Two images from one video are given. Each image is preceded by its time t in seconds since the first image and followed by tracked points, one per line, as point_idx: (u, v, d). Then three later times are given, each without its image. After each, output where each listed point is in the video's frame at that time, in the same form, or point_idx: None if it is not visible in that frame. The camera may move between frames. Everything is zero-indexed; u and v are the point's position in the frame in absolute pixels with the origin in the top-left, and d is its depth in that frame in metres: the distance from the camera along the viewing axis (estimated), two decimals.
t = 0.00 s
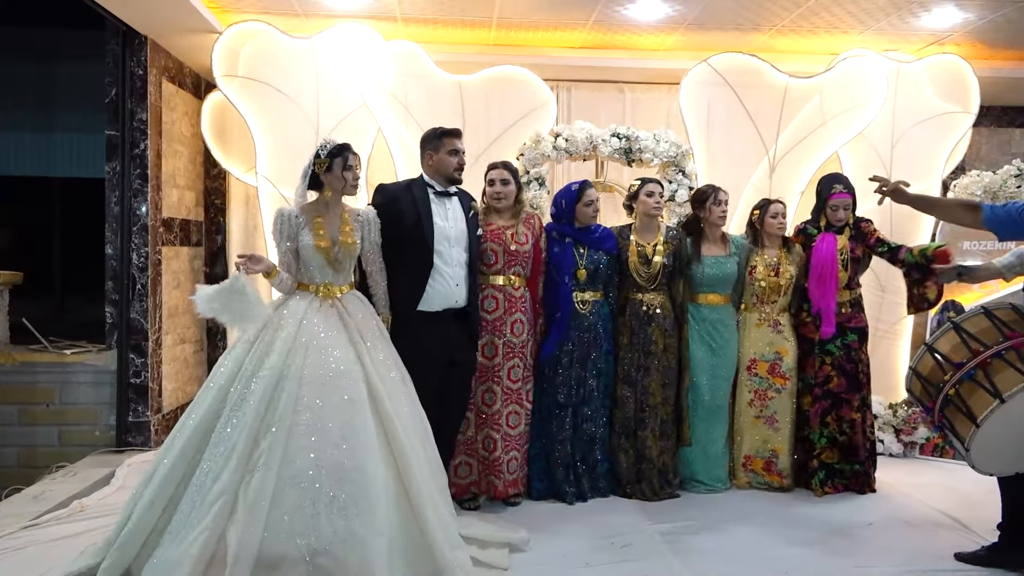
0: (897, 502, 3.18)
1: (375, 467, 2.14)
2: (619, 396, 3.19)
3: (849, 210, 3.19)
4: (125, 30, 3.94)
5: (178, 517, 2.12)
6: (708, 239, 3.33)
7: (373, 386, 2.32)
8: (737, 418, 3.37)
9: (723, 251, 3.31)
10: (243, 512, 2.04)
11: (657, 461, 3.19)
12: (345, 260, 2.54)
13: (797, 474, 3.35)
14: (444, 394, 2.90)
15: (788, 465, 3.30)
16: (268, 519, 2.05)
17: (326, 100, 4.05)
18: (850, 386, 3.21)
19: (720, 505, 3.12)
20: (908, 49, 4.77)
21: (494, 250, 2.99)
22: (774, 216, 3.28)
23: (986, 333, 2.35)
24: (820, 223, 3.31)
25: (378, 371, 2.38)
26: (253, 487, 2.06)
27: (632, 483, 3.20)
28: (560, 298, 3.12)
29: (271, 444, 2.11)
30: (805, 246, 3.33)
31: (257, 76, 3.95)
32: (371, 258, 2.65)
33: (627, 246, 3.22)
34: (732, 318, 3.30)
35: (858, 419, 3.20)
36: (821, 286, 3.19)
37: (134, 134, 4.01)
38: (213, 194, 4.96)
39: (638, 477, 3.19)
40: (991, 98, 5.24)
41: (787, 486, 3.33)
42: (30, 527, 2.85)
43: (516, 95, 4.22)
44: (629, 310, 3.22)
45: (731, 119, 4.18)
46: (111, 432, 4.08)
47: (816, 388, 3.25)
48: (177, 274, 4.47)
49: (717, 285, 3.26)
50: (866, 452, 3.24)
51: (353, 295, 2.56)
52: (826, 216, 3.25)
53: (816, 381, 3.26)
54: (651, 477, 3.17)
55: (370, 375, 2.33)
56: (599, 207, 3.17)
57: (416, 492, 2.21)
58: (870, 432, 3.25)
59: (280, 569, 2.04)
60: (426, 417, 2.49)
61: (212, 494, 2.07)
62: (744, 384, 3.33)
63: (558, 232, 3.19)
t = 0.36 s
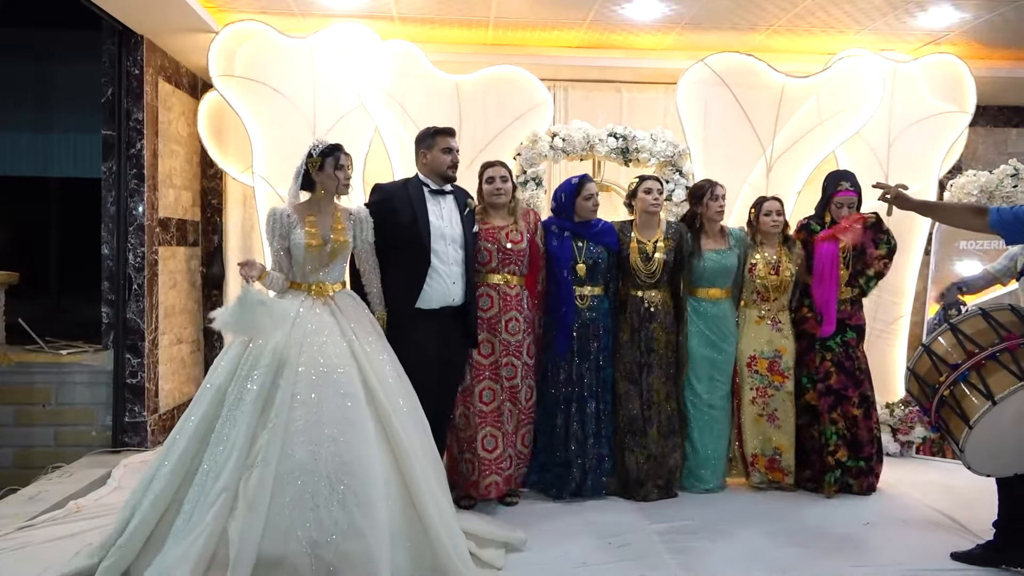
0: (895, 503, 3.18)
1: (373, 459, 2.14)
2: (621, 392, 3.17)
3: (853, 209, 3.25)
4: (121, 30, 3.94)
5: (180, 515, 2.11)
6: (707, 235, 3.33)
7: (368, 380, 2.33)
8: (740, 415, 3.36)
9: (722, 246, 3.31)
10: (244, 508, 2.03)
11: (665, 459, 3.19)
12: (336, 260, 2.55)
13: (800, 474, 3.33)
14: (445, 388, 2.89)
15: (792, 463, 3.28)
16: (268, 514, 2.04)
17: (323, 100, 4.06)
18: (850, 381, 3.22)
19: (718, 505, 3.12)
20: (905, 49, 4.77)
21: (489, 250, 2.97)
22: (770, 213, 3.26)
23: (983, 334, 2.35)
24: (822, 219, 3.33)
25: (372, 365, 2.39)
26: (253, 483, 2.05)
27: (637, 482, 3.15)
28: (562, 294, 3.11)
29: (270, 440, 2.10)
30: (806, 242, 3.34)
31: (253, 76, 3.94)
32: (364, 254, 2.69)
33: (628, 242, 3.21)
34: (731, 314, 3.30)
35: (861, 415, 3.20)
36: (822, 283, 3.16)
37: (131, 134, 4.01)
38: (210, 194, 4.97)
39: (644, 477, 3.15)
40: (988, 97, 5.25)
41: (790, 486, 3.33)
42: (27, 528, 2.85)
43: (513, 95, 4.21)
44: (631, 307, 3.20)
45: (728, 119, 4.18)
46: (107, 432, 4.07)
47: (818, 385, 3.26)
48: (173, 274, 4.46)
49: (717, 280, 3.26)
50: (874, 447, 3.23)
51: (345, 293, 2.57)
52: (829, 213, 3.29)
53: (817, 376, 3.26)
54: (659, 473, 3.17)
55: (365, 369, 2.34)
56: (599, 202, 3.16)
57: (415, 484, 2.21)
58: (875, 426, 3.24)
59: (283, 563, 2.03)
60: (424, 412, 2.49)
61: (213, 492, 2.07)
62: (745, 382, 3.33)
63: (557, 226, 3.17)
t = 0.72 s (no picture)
0: (893, 502, 3.17)
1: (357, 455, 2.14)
2: (618, 396, 3.16)
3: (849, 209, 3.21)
4: (117, 29, 3.94)
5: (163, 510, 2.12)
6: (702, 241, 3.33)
7: (352, 376, 2.31)
8: (738, 420, 3.33)
9: (720, 251, 3.30)
10: (226, 504, 2.04)
11: (663, 462, 3.18)
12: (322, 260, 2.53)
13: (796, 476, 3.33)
14: (433, 389, 2.89)
15: (790, 464, 3.30)
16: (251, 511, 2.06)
17: (320, 99, 4.04)
18: (843, 385, 3.23)
19: (715, 505, 3.11)
20: (902, 48, 4.78)
21: (480, 250, 2.96)
22: (759, 218, 3.25)
23: (980, 332, 2.34)
24: (820, 222, 3.31)
25: (357, 362, 2.38)
26: (236, 478, 2.07)
27: (633, 483, 3.16)
28: (550, 294, 3.09)
29: (253, 437, 2.10)
30: (803, 246, 3.32)
31: (250, 75, 3.93)
32: (349, 254, 2.72)
33: (625, 245, 3.19)
34: (726, 319, 3.31)
35: (847, 416, 3.22)
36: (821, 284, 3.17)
37: (127, 134, 4.00)
38: (207, 194, 4.96)
39: (641, 477, 3.16)
40: (984, 97, 5.25)
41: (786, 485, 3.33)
42: (23, 529, 2.84)
43: (511, 95, 4.21)
44: (625, 309, 3.20)
45: (725, 119, 4.18)
46: (104, 432, 4.06)
47: (811, 389, 3.25)
48: (171, 273, 4.45)
49: (711, 284, 3.26)
50: (858, 446, 3.28)
51: (329, 294, 2.56)
52: (826, 216, 3.27)
53: (810, 379, 3.26)
54: (657, 478, 3.15)
55: (349, 365, 2.32)
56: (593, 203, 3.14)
57: (398, 480, 2.21)
58: (862, 429, 3.27)
59: (266, 559, 2.04)
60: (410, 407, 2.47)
61: (195, 488, 2.07)
62: (744, 387, 3.29)
63: (550, 227, 3.15)
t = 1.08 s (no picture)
0: (892, 502, 3.17)
1: (350, 455, 2.13)
2: (617, 401, 3.16)
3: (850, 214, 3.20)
4: (116, 29, 3.94)
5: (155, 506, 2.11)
6: (701, 245, 3.32)
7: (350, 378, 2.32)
8: (737, 425, 3.33)
9: (718, 257, 3.29)
10: (217, 499, 2.02)
11: (655, 463, 3.17)
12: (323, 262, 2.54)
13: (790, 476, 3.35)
14: (432, 393, 2.90)
15: (785, 469, 3.29)
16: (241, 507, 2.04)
17: (319, 99, 4.03)
18: (849, 387, 3.23)
19: (714, 505, 3.11)
20: (901, 47, 4.78)
21: (486, 260, 2.96)
22: (764, 222, 3.26)
23: (980, 332, 2.34)
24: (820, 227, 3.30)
25: (357, 364, 2.36)
26: (227, 475, 2.05)
27: (628, 485, 3.17)
28: (552, 305, 3.10)
29: (247, 434, 2.10)
30: (804, 251, 3.32)
31: (249, 75, 3.93)
32: (349, 256, 2.73)
33: (624, 250, 3.21)
34: (729, 322, 3.29)
35: (858, 420, 3.22)
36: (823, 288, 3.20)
37: (126, 133, 4.00)
38: (206, 194, 4.96)
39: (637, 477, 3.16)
40: (984, 96, 5.25)
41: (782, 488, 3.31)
42: (21, 529, 2.83)
43: (510, 94, 4.21)
44: (626, 314, 3.19)
45: (724, 118, 4.18)
46: (103, 432, 4.05)
47: (815, 392, 3.26)
48: (170, 273, 4.45)
49: (712, 289, 3.25)
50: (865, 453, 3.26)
51: (332, 296, 2.57)
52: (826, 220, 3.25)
53: (815, 383, 3.26)
54: (649, 482, 3.14)
55: (348, 366, 2.32)
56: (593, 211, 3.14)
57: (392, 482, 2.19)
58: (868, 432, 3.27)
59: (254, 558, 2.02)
60: (408, 411, 2.47)
61: (188, 483, 2.07)
62: (744, 391, 3.30)
63: (552, 238, 3.15)
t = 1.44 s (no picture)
0: (892, 501, 3.17)
1: (359, 452, 2.12)
2: (621, 397, 3.14)
3: (857, 208, 3.20)
4: (115, 28, 3.93)
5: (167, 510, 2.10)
6: (705, 240, 3.29)
7: (353, 374, 2.30)
8: (743, 421, 3.31)
9: (723, 251, 3.27)
10: (229, 501, 2.01)
11: (666, 462, 3.16)
12: (322, 258, 2.52)
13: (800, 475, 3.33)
14: (436, 384, 2.90)
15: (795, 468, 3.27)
16: (254, 508, 2.03)
17: (318, 98, 4.02)
18: (848, 384, 3.20)
19: (715, 505, 3.10)
20: (903, 46, 4.76)
21: (486, 250, 2.95)
22: (771, 218, 3.23)
23: (992, 328, 2.32)
24: (827, 221, 3.28)
25: (361, 359, 2.36)
26: (239, 476, 2.03)
27: (641, 486, 3.12)
28: (556, 295, 3.09)
29: (255, 435, 2.09)
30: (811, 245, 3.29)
31: (247, 74, 3.92)
32: (349, 254, 2.67)
33: (628, 244, 3.19)
34: (732, 318, 3.28)
35: (858, 419, 3.20)
36: (832, 287, 3.17)
37: (125, 132, 3.99)
38: (205, 193, 4.95)
39: (648, 479, 3.12)
40: (985, 95, 5.24)
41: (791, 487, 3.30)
42: (19, 529, 2.83)
43: (510, 92, 4.20)
44: (628, 309, 3.18)
45: (724, 117, 4.18)
46: (103, 432, 4.05)
47: (816, 387, 3.23)
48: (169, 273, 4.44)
49: (716, 284, 3.24)
50: (871, 450, 3.23)
51: (331, 293, 2.55)
52: (833, 215, 3.25)
53: (815, 379, 3.24)
54: (660, 479, 3.14)
55: (352, 362, 2.31)
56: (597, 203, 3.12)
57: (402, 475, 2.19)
58: (872, 429, 3.25)
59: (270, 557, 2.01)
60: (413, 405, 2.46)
61: (198, 487, 2.05)
62: (747, 388, 3.28)
63: (555, 228, 3.14)
